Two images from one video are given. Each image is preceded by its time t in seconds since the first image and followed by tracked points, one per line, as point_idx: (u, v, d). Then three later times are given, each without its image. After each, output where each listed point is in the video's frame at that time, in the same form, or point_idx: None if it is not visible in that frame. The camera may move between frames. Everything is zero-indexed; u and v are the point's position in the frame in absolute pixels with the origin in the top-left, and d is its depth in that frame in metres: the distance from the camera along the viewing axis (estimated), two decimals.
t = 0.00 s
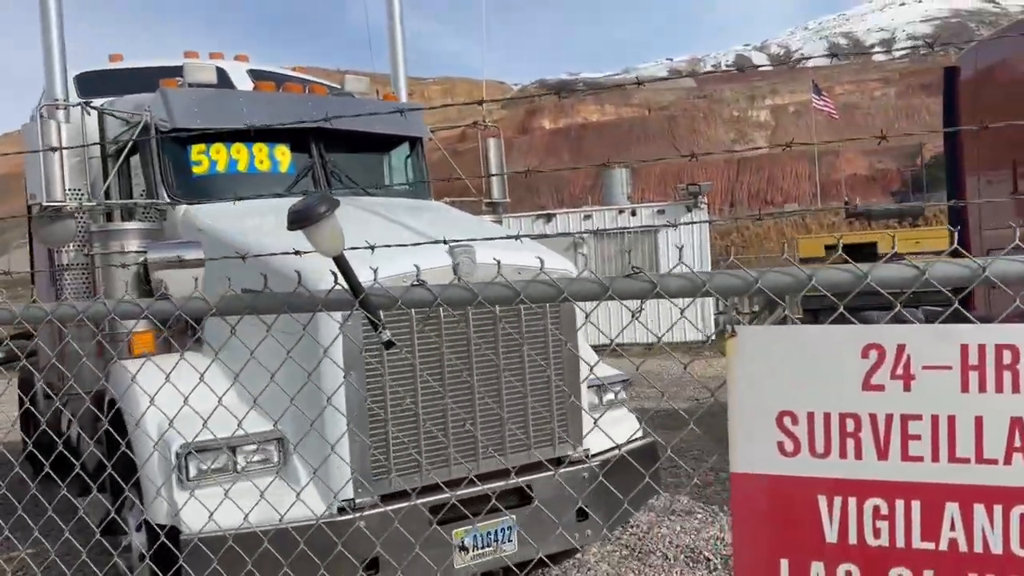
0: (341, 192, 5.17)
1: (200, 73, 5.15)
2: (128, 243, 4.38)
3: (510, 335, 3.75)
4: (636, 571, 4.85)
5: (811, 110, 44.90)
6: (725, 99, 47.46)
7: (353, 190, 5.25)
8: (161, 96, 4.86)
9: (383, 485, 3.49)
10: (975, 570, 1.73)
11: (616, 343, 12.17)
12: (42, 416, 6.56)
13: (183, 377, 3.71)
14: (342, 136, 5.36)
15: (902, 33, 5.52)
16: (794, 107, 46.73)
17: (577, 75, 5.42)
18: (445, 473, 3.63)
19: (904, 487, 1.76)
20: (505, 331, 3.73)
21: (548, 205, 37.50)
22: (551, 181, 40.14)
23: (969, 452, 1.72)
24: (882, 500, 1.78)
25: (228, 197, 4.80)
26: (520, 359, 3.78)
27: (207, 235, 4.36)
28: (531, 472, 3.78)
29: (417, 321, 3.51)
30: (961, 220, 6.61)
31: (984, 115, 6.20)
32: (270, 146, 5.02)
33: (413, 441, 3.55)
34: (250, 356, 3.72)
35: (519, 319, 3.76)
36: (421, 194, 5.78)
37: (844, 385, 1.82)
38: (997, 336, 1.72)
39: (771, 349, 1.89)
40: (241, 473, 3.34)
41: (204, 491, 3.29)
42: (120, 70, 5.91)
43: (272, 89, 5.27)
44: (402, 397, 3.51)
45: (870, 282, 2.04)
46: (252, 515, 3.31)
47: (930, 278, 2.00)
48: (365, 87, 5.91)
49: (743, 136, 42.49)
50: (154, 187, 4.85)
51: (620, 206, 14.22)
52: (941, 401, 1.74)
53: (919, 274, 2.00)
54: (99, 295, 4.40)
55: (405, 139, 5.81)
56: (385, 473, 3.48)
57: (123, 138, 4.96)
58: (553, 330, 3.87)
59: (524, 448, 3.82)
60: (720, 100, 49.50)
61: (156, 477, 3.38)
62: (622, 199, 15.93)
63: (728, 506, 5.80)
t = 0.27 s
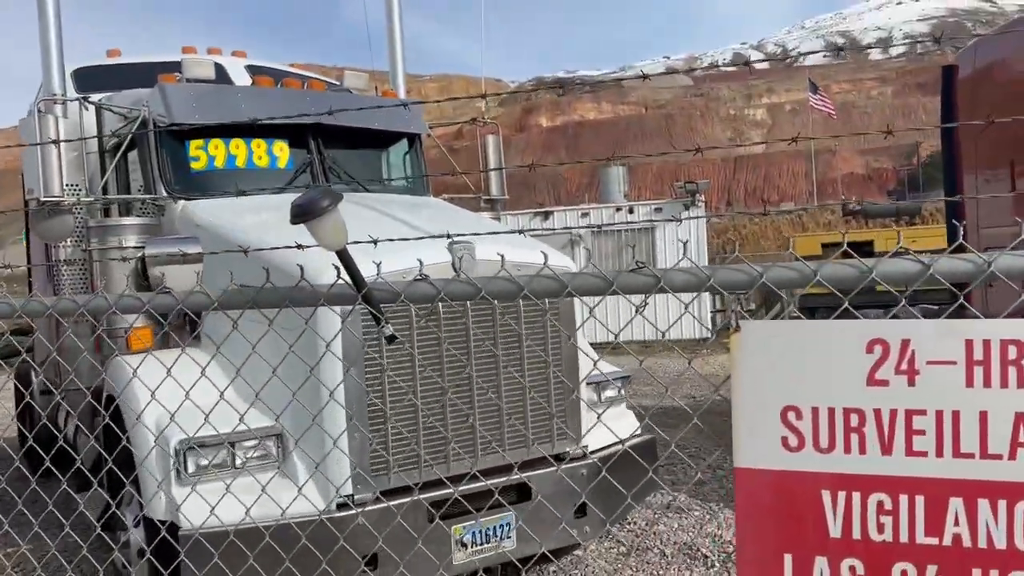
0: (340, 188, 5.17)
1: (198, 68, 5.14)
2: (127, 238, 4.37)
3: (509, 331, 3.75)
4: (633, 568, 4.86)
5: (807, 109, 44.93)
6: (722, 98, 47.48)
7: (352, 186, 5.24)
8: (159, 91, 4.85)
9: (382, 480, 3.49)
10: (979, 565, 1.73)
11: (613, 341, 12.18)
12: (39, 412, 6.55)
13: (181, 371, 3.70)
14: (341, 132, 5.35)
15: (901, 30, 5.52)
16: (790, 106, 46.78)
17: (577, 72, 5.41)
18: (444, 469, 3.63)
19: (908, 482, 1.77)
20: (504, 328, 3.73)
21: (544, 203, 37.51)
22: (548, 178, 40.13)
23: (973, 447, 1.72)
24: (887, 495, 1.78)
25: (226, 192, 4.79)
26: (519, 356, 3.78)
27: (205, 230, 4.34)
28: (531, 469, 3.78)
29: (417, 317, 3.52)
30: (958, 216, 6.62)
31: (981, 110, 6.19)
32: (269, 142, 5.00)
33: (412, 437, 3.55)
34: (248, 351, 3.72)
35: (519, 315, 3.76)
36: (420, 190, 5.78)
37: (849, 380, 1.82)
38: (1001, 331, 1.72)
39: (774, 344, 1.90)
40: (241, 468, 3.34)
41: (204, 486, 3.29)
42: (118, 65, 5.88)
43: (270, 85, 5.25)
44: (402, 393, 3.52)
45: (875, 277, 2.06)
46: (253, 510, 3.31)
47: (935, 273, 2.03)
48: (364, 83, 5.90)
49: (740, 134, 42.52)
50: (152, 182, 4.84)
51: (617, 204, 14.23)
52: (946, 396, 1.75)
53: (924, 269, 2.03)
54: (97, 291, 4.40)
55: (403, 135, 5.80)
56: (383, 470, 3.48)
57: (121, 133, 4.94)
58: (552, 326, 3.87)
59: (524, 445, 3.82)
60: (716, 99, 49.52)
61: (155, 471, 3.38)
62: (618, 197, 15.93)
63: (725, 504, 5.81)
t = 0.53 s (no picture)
0: (340, 185, 5.17)
1: (198, 65, 5.13)
2: (127, 235, 4.36)
3: (509, 328, 3.74)
4: (633, 566, 4.85)
5: (807, 108, 44.92)
6: (722, 96, 47.47)
7: (352, 183, 5.23)
8: (159, 88, 4.84)
9: (382, 478, 3.49)
10: (982, 563, 1.73)
11: (612, 339, 12.18)
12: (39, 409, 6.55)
13: (180, 368, 3.70)
14: (341, 130, 5.34)
15: (901, 28, 5.51)
16: (790, 104, 46.77)
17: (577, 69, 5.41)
18: (444, 466, 3.63)
19: (910, 480, 1.77)
20: (504, 325, 3.73)
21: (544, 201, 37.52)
22: (547, 177, 40.14)
23: (976, 445, 1.72)
24: (889, 493, 1.78)
25: (226, 189, 4.78)
26: (520, 354, 3.78)
27: (205, 227, 4.33)
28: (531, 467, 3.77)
29: (417, 314, 3.51)
30: (959, 214, 6.61)
31: (982, 107, 6.18)
32: (269, 139, 5.00)
33: (412, 434, 3.55)
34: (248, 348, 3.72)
35: (519, 313, 3.76)
36: (420, 188, 5.77)
37: (852, 377, 1.81)
38: (1004, 329, 1.72)
39: (776, 341, 1.89)
40: (241, 466, 3.34)
41: (204, 483, 3.29)
42: (118, 62, 5.88)
43: (270, 82, 5.25)
44: (401, 391, 3.51)
45: (878, 274, 2.05)
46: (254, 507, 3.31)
47: (938, 270, 2.02)
48: (364, 80, 5.89)
49: (740, 133, 42.52)
50: (152, 179, 4.83)
51: (616, 202, 14.23)
52: (948, 393, 1.74)
53: (927, 266, 2.02)
54: (97, 288, 4.40)
55: (403, 133, 5.79)
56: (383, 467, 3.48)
57: (121, 130, 4.93)
58: (552, 323, 3.86)
59: (524, 443, 3.81)
60: (716, 97, 49.50)
61: (154, 468, 3.37)
62: (617, 195, 15.93)
63: (725, 502, 5.81)
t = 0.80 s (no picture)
0: (343, 184, 5.17)
1: (201, 64, 5.15)
2: (129, 233, 4.37)
3: (511, 326, 3.74)
4: (634, 565, 4.85)
5: (809, 107, 44.88)
6: (724, 96, 47.46)
7: (354, 182, 5.23)
8: (162, 86, 4.84)
9: (384, 476, 3.49)
10: (985, 562, 1.73)
11: (613, 339, 12.19)
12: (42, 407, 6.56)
13: (184, 366, 3.71)
14: (344, 128, 5.35)
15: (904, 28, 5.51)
16: (792, 104, 46.73)
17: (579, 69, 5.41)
18: (446, 465, 3.63)
19: (914, 479, 1.77)
20: (507, 324, 3.73)
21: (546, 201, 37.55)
22: (549, 176, 40.16)
23: (979, 444, 1.72)
24: (892, 492, 1.78)
25: (229, 188, 4.79)
26: (522, 353, 3.78)
27: (208, 225, 4.34)
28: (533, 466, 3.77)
29: (419, 313, 3.52)
30: (961, 214, 6.61)
31: (985, 107, 6.17)
32: (271, 138, 5.00)
33: (414, 433, 3.55)
34: (251, 345, 3.72)
35: (522, 312, 3.76)
36: (422, 186, 5.77)
37: (856, 376, 1.81)
38: (1008, 328, 1.72)
39: (779, 340, 1.89)
40: (243, 464, 3.34)
41: (207, 481, 3.29)
42: (121, 61, 5.88)
43: (273, 81, 5.25)
44: (404, 389, 3.52)
45: (882, 273, 2.05)
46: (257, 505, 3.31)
47: (942, 269, 2.02)
48: (366, 79, 5.90)
49: (742, 133, 42.50)
50: (155, 178, 4.84)
51: (618, 202, 14.23)
52: (952, 393, 1.75)
53: (931, 265, 2.02)
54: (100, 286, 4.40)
55: (406, 132, 5.80)
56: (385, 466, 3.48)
57: (123, 128, 4.94)
58: (554, 322, 3.86)
59: (526, 442, 3.82)
60: (718, 97, 49.47)
61: (156, 465, 3.38)
62: (619, 194, 15.93)
63: (726, 501, 5.81)
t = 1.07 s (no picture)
0: (346, 185, 5.17)
1: (204, 65, 5.16)
2: (133, 234, 4.37)
3: (514, 328, 3.74)
4: (637, 567, 4.85)
5: (811, 108, 44.85)
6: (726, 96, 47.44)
7: (357, 183, 5.24)
8: (166, 87, 4.85)
9: (387, 477, 3.50)
10: (990, 566, 1.73)
11: (616, 340, 12.19)
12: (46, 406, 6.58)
13: (189, 367, 3.72)
14: (347, 129, 5.35)
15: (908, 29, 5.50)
16: (795, 104, 46.70)
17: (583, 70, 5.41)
18: (449, 466, 3.63)
19: (919, 483, 1.77)
20: (510, 326, 3.74)
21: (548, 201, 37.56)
22: (551, 177, 40.17)
23: (984, 448, 1.72)
24: (897, 495, 1.78)
25: (233, 188, 4.79)
26: (525, 355, 3.78)
27: (212, 226, 4.35)
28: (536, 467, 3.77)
29: (422, 315, 3.53)
30: (964, 216, 6.60)
31: (988, 108, 6.17)
32: (275, 139, 5.01)
33: (417, 434, 3.56)
34: (257, 347, 3.72)
35: (524, 314, 3.76)
36: (425, 187, 5.77)
37: (861, 380, 1.82)
38: (1013, 332, 1.72)
39: (784, 344, 1.89)
40: (247, 465, 3.35)
41: (212, 481, 3.30)
42: (125, 61, 5.89)
43: (277, 81, 5.25)
44: (407, 390, 3.53)
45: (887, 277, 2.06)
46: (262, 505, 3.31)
47: (947, 274, 2.02)
48: (369, 79, 5.90)
49: (744, 133, 42.49)
50: (158, 178, 4.85)
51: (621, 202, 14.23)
52: (958, 397, 1.75)
53: (936, 270, 2.03)
54: (104, 286, 4.41)
55: (409, 132, 5.79)
56: (388, 467, 3.49)
57: (127, 129, 4.95)
58: (557, 324, 3.87)
59: (529, 443, 3.82)
60: (721, 97, 49.45)
61: (160, 465, 3.38)
62: (622, 195, 15.93)
63: (729, 503, 5.81)
